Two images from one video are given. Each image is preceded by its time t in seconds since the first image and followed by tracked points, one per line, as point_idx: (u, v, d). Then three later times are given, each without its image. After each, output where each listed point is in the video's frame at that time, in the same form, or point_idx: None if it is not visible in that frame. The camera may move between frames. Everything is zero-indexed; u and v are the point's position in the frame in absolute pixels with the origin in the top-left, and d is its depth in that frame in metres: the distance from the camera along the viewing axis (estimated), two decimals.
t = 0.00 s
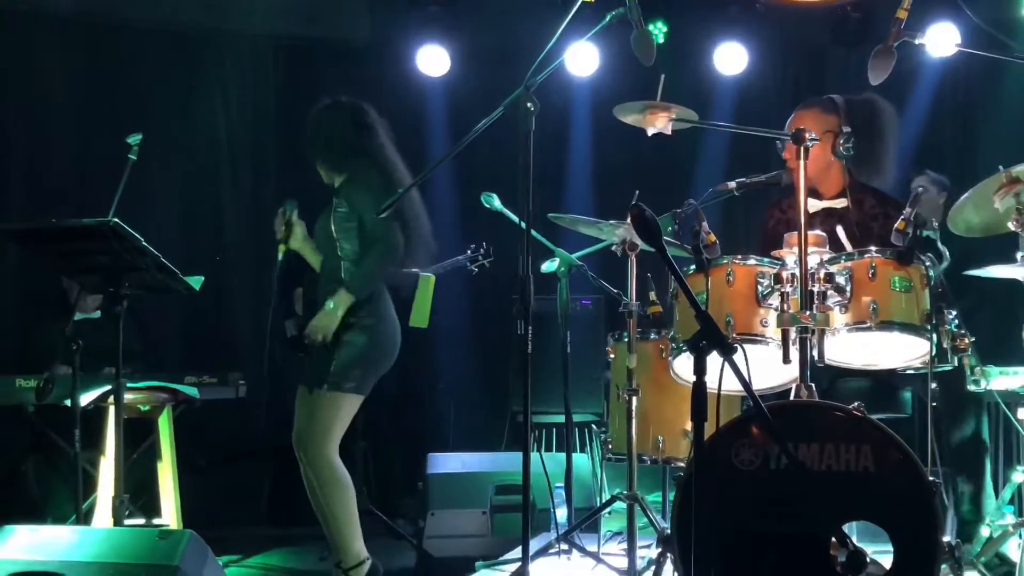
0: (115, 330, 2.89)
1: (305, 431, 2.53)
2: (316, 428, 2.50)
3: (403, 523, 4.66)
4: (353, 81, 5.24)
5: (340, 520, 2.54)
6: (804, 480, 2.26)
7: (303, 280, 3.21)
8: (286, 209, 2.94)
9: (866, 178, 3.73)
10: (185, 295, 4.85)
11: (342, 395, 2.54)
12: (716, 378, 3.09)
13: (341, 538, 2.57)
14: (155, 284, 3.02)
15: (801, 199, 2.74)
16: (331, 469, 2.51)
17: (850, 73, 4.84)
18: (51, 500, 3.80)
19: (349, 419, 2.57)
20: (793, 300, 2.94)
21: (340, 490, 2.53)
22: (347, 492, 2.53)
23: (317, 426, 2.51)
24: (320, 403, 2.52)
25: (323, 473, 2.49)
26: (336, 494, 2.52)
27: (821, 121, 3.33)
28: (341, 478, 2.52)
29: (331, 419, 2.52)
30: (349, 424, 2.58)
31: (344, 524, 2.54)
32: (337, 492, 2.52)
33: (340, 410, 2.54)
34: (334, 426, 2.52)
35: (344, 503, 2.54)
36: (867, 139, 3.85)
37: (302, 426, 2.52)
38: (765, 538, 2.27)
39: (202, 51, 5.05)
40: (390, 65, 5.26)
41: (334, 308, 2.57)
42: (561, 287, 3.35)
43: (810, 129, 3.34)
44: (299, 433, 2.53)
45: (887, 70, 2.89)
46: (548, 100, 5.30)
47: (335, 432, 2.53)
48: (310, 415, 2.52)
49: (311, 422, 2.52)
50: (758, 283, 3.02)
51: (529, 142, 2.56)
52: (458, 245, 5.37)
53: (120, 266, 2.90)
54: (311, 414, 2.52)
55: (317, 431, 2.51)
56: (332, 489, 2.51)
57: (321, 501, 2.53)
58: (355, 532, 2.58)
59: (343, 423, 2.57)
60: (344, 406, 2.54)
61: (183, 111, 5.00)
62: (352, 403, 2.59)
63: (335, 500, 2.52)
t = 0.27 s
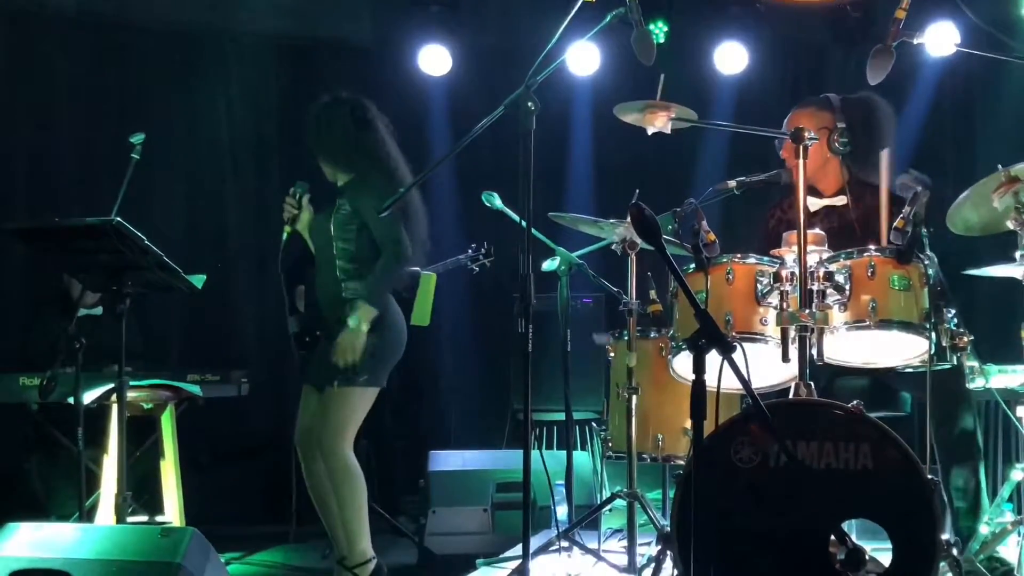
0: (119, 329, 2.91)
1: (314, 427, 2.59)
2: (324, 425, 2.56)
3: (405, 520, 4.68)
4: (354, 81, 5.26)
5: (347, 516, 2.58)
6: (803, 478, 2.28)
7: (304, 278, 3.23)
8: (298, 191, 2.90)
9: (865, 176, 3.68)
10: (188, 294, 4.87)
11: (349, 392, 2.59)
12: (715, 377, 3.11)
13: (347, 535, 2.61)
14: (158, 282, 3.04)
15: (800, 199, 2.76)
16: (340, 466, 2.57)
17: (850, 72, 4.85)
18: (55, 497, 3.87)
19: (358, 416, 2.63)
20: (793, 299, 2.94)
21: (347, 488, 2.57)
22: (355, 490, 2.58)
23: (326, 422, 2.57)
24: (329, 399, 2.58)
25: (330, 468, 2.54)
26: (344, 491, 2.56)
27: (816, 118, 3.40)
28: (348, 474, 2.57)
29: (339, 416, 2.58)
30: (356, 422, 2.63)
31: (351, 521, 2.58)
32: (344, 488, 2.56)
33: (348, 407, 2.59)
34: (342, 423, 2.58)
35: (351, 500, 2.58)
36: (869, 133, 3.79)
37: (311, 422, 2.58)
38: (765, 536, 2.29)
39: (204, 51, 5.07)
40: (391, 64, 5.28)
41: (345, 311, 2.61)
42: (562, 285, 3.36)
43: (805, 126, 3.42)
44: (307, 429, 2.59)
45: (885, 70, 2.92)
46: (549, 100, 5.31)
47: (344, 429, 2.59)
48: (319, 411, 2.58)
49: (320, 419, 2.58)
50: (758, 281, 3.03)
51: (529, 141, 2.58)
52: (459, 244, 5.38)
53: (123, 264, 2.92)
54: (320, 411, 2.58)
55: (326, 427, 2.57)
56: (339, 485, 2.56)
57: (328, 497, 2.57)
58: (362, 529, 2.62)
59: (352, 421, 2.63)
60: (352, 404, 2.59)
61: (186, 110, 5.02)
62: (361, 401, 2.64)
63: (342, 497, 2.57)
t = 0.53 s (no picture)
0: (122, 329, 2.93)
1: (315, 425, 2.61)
2: (327, 423, 2.58)
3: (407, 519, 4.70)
4: (356, 82, 5.28)
5: (348, 515, 2.60)
6: (802, 477, 2.29)
7: (306, 278, 3.25)
8: (299, 188, 2.91)
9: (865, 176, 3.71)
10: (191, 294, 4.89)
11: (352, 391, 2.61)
12: (715, 376, 3.12)
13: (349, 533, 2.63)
14: (161, 283, 3.06)
15: (799, 200, 2.79)
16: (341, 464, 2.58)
17: (850, 73, 4.87)
18: (60, 494, 3.93)
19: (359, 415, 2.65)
20: (792, 299, 2.96)
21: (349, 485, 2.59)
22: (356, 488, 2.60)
23: (327, 420, 2.59)
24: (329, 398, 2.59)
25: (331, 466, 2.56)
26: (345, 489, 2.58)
27: (817, 121, 3.40)
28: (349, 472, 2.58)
29: (340, 414, 2.60)
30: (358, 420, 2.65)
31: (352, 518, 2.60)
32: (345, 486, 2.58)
33: (349, 406, 2.61)
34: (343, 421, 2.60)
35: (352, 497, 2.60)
36: (868, 135, 3.84)
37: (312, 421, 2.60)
38: (764, 534, 2.30)
39: (207, 52, 5.09)
40: (393, 65, 5.29)
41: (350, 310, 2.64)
42: (563, 285, 3.37)
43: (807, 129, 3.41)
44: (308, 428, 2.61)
45: (886, 71, 2.92)
46: (550, 100, 5.33)
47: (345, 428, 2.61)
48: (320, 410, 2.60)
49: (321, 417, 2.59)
50: (758, 282, 3.05)
51: (530, 142, 2.60)
52: (461, 244, 5.40)
53: (127, 265, 2.94)
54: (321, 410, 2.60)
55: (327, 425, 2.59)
56: (340, 482, 2.58)
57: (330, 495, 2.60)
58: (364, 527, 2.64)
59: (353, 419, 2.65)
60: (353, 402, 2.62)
61: (189, 110, 5.04)
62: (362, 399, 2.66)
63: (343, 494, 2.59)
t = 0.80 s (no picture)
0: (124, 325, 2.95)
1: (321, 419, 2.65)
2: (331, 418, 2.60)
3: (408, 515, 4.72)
4: (357, 80, 5.29)
5: (351, 510, 2.62)
6: (800, 473, 2.31)
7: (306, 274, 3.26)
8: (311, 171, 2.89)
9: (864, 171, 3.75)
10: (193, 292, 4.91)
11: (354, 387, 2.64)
12: (713, 372, 3.13)
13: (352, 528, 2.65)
14: (163, 280, 3.08)
15: (796, 196, 2.80)
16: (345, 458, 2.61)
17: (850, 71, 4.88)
18: (60, 491, 3.87)
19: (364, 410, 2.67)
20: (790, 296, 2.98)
21: (351, 481, 2.61)
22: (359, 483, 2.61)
23: (331, 414, 2.62)
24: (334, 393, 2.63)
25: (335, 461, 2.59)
26: (348, 484, 2.60)
27: (814, 117, 3.43)
28: (353, 467, 2.61)
29: (344, 409, 2.62)
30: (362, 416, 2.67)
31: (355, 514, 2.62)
32: (349, 481, 2.60)
33: (354, 402, 2.64)
34: (348, 416, 2.62)
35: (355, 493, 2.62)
36: (867, 130, 3.83)
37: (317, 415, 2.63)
38: (763, 529, 2.32)
39: (208, 50, 5.11)
40: (393, 64, 5.31)
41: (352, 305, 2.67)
42: (563, 283, 3.38)
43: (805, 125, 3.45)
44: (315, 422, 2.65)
45: (884, 68, 2.93)
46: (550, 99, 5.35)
47: (349, 423, 2.63)
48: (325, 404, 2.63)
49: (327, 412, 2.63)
50: (756, 278, 3.06)
51: (529, 139, 2.62)
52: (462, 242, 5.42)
53: (128, 262, 2.96)
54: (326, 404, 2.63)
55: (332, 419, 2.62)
56: (343, 477, 2.60)
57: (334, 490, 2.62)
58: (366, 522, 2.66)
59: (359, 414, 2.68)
60: (356, 398, 2.64)
61: (191, 109, 5.06)
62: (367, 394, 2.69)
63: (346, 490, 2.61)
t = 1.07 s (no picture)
0: (126, 324, 2.96)
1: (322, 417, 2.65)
2: (334, 412, 2.61)
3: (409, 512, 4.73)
4: (357, 80, 5.31)
5: (352, 507, 2.64)
6: (797, 470, 2.33)
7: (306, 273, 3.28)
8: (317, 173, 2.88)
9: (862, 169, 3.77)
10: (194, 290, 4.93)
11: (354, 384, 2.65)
12: (710, 370, 3.15)
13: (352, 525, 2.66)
14: (165, 279, 3.10)
15: (795, 194, 2.79)
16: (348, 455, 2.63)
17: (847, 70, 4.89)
18: (60, 490, 3.85)
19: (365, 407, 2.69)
20: (787, 294, 2.98)
21: (353, 477, 2.62)
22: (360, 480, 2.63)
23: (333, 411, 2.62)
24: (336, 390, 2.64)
25: (338, 458, 2.60)
26: (350, 481, 2.62)
27: (813, 119, 3.43)
28: (356, 464, 2.62)
29: (346, 406, 2.64)
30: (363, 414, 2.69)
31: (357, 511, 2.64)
32: (351, 478, 2.62)
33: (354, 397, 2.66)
34: (350, 412, 2.64)
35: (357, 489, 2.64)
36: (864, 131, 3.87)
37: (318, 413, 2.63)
38: (760, 527, 2.33)
39: (209, 50, 5.13)
40: (393, 64, 5.33)
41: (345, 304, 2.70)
42: (562, 281, 3.39)
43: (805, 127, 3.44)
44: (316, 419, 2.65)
45: (881, 67, 2.94)
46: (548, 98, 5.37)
47: (352, 419, 2.65)
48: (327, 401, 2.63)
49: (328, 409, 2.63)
50: (753, 277, 3.08)
51: (528, 139, 2.64)
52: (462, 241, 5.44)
53: (130, 261, 2.98)
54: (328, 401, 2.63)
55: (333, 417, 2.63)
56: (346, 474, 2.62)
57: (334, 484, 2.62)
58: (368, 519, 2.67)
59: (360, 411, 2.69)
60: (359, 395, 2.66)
61: (193, 109, 5.08)
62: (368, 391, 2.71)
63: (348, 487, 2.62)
